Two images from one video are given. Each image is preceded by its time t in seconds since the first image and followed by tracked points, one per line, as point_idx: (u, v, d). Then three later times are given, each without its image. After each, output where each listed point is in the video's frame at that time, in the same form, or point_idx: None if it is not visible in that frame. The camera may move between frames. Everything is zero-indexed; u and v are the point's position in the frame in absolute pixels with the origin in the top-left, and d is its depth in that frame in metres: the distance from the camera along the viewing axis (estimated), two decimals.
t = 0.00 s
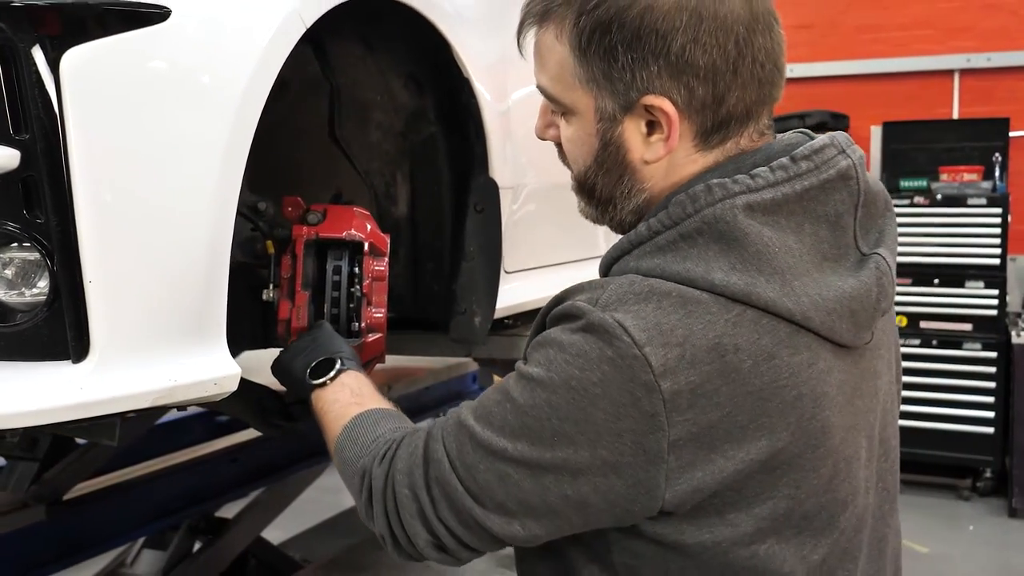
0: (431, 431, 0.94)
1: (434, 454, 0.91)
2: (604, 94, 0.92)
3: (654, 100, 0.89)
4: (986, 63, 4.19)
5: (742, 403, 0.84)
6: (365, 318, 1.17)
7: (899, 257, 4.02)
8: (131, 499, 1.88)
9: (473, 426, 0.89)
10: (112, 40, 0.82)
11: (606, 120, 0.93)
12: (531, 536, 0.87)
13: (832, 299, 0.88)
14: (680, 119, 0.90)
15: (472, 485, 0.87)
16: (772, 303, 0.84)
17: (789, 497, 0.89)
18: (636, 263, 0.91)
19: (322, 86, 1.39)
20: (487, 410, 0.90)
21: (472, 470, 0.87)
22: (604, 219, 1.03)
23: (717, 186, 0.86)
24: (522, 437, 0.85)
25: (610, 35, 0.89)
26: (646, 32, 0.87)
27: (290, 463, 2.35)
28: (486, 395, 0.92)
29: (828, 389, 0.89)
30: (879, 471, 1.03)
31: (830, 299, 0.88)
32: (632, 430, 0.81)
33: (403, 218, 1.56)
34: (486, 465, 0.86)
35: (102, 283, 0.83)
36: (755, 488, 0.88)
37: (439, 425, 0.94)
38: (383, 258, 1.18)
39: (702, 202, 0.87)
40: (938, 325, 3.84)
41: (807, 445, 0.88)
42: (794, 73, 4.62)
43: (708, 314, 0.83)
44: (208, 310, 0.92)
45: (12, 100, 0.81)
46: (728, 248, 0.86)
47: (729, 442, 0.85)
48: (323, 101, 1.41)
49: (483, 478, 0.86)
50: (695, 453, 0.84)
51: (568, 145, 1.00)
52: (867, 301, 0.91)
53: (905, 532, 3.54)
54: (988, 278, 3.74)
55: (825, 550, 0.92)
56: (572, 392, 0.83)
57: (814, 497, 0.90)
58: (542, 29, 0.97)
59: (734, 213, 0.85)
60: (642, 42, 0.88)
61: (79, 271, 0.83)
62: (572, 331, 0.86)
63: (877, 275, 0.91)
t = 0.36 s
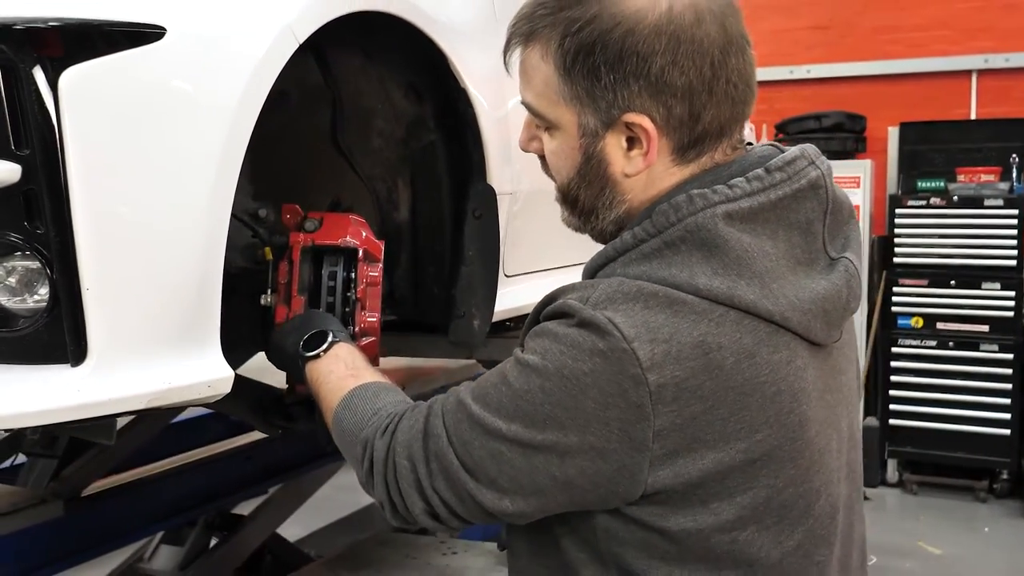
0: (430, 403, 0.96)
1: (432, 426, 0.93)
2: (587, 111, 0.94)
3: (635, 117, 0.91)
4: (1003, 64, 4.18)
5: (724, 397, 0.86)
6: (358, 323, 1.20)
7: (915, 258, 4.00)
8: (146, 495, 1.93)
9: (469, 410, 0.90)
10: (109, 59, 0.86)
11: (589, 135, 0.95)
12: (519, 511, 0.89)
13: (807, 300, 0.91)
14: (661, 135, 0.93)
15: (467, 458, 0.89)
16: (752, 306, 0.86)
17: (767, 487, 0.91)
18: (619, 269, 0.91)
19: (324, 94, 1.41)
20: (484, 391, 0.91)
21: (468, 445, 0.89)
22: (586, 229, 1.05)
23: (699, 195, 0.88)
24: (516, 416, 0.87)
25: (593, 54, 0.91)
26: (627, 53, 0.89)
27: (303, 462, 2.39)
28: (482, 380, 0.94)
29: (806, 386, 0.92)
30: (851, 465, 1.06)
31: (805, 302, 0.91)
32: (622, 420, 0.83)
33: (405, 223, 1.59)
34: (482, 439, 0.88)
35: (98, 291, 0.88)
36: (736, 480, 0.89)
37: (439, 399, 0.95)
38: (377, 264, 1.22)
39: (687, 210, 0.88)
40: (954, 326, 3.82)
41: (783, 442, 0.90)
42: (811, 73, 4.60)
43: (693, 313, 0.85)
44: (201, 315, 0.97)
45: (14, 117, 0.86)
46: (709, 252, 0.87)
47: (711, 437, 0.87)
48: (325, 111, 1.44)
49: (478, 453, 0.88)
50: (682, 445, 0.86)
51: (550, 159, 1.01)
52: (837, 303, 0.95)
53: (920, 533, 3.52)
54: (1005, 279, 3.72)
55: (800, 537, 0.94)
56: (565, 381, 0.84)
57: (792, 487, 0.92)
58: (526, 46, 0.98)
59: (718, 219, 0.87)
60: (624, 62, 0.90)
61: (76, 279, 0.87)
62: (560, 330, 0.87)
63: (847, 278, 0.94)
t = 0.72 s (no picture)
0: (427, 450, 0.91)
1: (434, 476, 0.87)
2: (576, 126, 0.96)
3: (623, 130, 0.93)
4: (1014, 65, 4.16)
5: (706, 400, 0.87)
6: (354, 327, 1.25)
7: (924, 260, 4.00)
8: (153, 495, 1.98)
9: (468, 447, 0.86)
10: (111, 79, 0.90)
11: (576, 148, 0.97)
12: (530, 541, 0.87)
13: (781, 306, 0.93)
14: (646, 148, 0.95)
15: (471, 499, 0.84)
16: (731, 311, 0.88)
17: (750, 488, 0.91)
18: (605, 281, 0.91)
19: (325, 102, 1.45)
20: (480, 427, 0.87)
21: (481, 489, 0.84)
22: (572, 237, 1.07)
23: (679, 205, 0.89)
24: (520, 447, 0.84)
25: (581, 71, 0.93)
26: (614, 69, 0.91)
27: (311, 462, 2.44)
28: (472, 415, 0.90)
29: (781, 389, 0.93)
30: (823, 467, 1.08)
31: (780, 308, 0.93)
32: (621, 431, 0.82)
33: (405, 229, 1.63)
34: (493, 479, 0.84)
35: (101, 299, 0.92)
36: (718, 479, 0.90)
37: (435, 445, 0.90)
38: (373, 271, 1.26)
39: (668, 220, 0.89)
40: (964, 329, 3.81)
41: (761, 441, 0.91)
42: (822, 75, 4.60)
43: (675, 320, 0.86)
44: (198, 322, 1.01)
45: (21, 133, 0.91)
46: (689, 261, 0.88)
47: (695, 439, 0.87)
48: (326, 119, 1.48)
49: (492, 495, 0.84)
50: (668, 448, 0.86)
51: (538, 171, 1.03)
52: (811, 310, 0.97)
53: (927, 535, 3.52)
54: (1015, 282, 3.71)
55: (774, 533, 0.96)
56: (563, 401, 0.82)
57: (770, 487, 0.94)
58: (516, 63, 0.99)
59: (697, 227, 0.88)
60: (612, 80, 0.92)
61: (80, 287, 0.92)
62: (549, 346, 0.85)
63: (820, 287, 0.98)
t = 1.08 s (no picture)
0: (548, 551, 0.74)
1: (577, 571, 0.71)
2: (633, 122, 0.83)
3: (683, 123, 0.84)
4: None
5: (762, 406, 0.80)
6: (370, 328, 1.30)
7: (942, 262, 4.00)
8: (177, 491, 2.06)
9: (593, 523, 0.72)
10: (141, 93, 0.96)
11: (633, 148, 0.84)
12: None
13: (801, 305, 0.88)
14: (699, 143, 0.86)
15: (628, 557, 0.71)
16: (761, 311, 0.83)
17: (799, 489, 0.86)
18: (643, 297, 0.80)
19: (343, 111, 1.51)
20: (581, 498, 0.73)
21: (647, 563, 0.71)
22: (603, 260, 0.90)
23: (701, 211, 0.82)
24: (659, 495, 0.72)
25: (634, 66, 0.82)
26: (668, 57, 0.83)
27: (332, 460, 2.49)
28: (561, 494, 0.75)
29: (803, 386, 0.88)
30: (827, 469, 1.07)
31: (802, 307, 0.88)
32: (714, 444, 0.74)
33: (420, 232, 1.68)
34: (648, 548, 0.72)
35: (131, 301, 0.98)
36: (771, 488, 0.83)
37: (554, 543, 0.74)
38: (388, 274, 1.31)
39: (693, 224, 0.81)
40: (983, 331, 3.80)
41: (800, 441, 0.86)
42: (839, 77, 4.61)
43: (717, 327, 0.79)
44: (221, 324, 1.06)
45: (57, 145, 0.96)
46: (718, 265, 0.81)
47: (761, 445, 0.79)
48: (345, 125, 1.54)
49: (661, 564, 0.72)
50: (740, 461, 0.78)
51: (576, 186, 0.86)
52: (824, 309, 0.92)
53: (943, 537, 3.52)
54: None
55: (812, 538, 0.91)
56: (668, 429, 0.72)
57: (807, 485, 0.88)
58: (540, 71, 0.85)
59: (724, 229, 0.81)
60: (668, 72, 0.83)
61: (110, 290, 0.97)
62: (613, 380, 0.74)
63: (829, 282, 0.94)
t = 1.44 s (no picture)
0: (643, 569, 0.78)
1: None
2: (678, 126, 0.89)
3: (718, 126, 0.91)
4: None
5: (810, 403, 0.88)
6: (387, 331, 1.34)
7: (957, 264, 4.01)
8: (200, 488, 2.12)
9: (694, 529, 0.77)
10: (170, 108, 1.01)
11: (679, 151, 0.90)
12: None
13: (829, 303, 0.96)
14: (730, 148, 0.94)
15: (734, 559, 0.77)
16: (804, 311, 0.90)
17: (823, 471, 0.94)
18: (701, 304, 0.85)
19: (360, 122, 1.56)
20: (677, 510, 0.78)
21: (748, 563, 0.77)
22: (646, 266, 0.94)
23: (741, 219, 0.88)
24: (756, 495, 0.78)
25: (678, 75, 0.89)
26: (703, 68, 0.91)
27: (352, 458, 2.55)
28: (651, 508, 0.79)
29: (831, 376, 0.97)
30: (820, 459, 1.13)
31: (829, 301, 0.96)
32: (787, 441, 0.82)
33: (435, 237, 1.72)
34: (747, 547, 0.78)
35: (160, 304, 1.03)
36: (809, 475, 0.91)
37: (650, 558, 0.78)
38: (404, 279, 1.35)
39: (740, 231, 0.88)
40: (997, 333, 3.82)
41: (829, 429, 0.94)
42: (856, 80, 4.61)
43: (774, 327, 0.85)
44: (245, 326, 1.11)
45: (90, 156, 1.01)
46: (767, 269, 0.88)
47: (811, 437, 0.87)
48: (363, 134, 1.59)
49: (758, 561, 0.78)
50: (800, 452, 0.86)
51: (624, 193, 0.91)
52: (844, 308, 1.00)
53: (957, 539, 3.55)
54: None
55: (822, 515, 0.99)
56: (757, 430, 0.78)
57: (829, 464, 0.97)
58: (587, 81, 0.90)
59: (768, 235, 0.88)
60: (706, 79, 0.90)
61: (141, 294, 1.02)
62: (696, 388, 0.79)
63: (841, 276, 1.02)
